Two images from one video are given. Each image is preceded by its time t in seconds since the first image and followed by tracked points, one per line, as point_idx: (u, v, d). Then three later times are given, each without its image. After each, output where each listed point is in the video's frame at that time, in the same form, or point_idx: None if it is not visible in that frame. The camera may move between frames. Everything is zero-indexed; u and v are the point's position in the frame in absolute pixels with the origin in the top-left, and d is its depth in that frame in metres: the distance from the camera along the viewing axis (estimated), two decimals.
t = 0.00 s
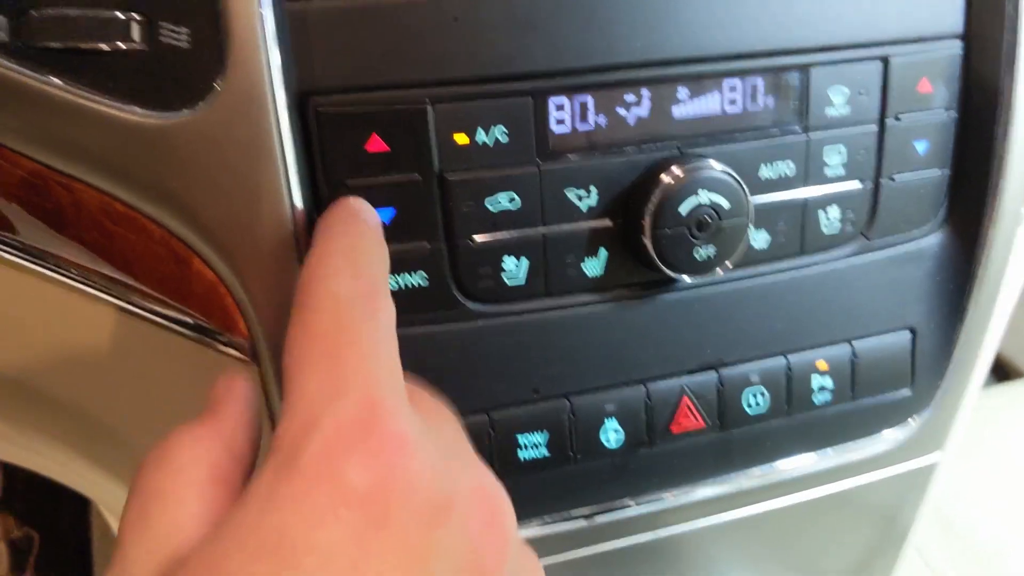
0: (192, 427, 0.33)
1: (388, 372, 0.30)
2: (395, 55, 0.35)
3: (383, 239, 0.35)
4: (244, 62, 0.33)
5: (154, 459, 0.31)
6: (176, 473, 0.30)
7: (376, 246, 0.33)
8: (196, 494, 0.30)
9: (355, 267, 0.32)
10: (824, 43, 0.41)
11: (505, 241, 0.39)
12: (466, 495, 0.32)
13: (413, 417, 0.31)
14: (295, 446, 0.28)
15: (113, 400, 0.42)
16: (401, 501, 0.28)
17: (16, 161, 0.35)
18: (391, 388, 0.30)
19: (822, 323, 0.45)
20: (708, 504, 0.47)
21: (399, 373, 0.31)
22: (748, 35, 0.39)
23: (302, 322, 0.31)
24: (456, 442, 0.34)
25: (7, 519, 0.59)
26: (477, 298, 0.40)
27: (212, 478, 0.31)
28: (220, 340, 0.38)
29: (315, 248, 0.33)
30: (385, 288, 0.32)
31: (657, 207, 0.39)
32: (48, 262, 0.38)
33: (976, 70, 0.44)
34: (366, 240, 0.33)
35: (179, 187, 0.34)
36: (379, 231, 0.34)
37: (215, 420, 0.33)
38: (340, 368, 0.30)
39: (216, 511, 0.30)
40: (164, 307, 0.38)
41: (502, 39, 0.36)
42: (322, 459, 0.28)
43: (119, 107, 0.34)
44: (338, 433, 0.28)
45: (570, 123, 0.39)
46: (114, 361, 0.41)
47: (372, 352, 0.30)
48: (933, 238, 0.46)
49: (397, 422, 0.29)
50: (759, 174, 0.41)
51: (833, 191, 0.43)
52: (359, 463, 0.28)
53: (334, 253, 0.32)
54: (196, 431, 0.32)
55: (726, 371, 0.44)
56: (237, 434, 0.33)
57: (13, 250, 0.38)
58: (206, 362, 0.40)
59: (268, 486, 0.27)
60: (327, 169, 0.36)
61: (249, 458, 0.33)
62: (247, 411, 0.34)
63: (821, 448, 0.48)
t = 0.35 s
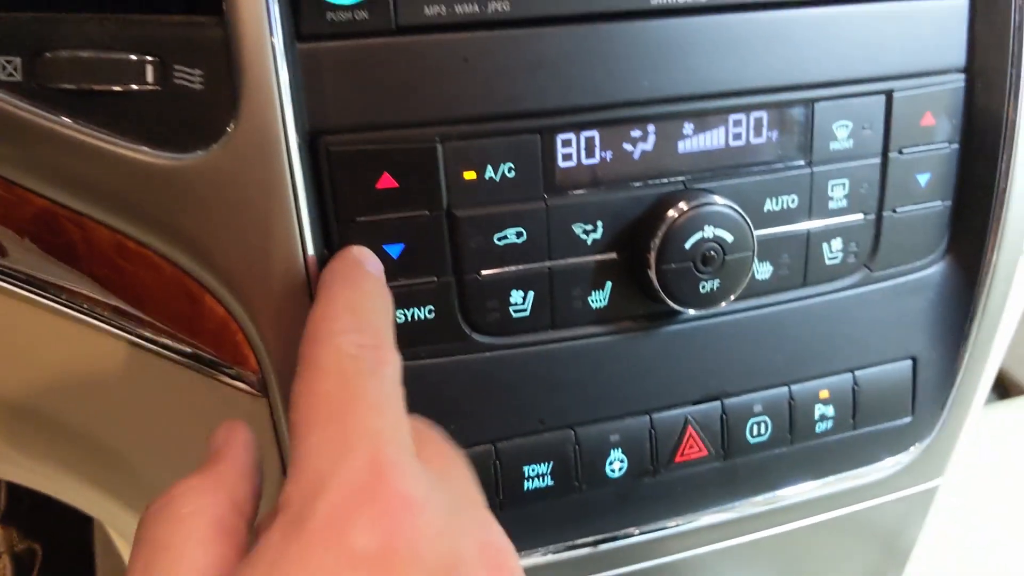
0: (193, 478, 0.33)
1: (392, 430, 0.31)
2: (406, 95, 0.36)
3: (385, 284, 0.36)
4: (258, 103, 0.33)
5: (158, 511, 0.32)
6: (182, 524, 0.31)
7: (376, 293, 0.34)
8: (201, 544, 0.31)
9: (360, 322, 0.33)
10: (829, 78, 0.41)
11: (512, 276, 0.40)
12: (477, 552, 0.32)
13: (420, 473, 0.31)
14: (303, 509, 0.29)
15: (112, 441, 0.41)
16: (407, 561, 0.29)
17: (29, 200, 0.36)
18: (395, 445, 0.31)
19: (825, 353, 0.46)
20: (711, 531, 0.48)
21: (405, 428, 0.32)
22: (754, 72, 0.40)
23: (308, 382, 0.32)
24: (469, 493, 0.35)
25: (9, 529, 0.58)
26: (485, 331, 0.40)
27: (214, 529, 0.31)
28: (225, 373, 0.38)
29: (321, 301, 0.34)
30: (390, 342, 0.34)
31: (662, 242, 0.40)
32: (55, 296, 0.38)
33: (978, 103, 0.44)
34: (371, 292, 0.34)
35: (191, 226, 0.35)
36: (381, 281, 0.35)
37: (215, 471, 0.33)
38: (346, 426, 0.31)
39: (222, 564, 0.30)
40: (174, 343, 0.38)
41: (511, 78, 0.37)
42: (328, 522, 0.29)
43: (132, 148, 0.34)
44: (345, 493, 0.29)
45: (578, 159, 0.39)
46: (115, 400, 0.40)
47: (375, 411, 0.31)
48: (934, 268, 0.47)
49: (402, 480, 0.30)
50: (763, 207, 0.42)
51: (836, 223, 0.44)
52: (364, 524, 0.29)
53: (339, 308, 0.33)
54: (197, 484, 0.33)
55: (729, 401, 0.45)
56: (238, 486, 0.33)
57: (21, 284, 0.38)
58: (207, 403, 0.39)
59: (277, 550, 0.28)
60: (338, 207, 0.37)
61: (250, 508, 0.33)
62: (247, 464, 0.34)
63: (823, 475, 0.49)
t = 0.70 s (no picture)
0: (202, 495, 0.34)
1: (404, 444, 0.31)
2: (406, 114, 0.36)
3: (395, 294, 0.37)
4: (259, 125, 0.34)
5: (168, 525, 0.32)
6: (191, 540, 0.31)
7: (385, 304, 0.35)
8: (212, 558, 0.31)
9: (369, 333, 0.34)
10: (826, 96, 0.42)
11: (511, 292, 0.40)
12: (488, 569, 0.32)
13: (430, 488, 0.31)
14: (314, 524, 0.29)
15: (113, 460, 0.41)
16: None
17: (31, 217, 0.36)
18: (407, 459, 0.31)
19: (821, 367, 0.46)
20: (709, 545, 0.48)
21: (415, 442, 0.32)
22: (751, 90, 0.40)
23: (318, 396, 0.32)
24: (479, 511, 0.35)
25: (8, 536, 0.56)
26: (484, 346, 0.40)
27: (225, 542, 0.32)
28: (220, 388, 0.38)
29: (332, 310, 0.35)
30: (399, 353, 0.34)
31: (660, 259, 0.40)
32: (53, 311, 0.38)
33: (973, 120, 0.45)
34: (378, 301, 0.35)
35: (192, 243, 0.35)
36: (391, 291, 0.36)
37: (225, 487, 0.34)
38: (357, 438, 0.31)
39: None
40: (173, 360, 0.38)
41: (510, 98, 0.37)
42: (339, 537, 0.29)
43: (133, 167, 0.34)
44: (357, 505, 0.29)
45: (575, 176, 0.40)
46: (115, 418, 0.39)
47: (386, 424, 0.31)
48: (930, 283, 0.47)
49: (414, 494, 0.30)
50: (759, 224, 0.42)
51: (832, 240, 0.44)
52: (376, 538, 0.29)
53: (349, 317, 0.34)
54: (205, 499, 0.33)
55: (726, 415, 0.45)
56: (246, 500, 0.34)
57: (16, 300, 0.38)
58: (207, 421, 0.39)
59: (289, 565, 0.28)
60: (337, 225, 0.37)
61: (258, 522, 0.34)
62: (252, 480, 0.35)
63: (819, 488, 0.49)
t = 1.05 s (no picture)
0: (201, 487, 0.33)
1: (412, 445, 0.31)
2: (407, 120, 0.36)
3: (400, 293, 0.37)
4: (260, 131, 0.34)
5: (164, 518, 0.32)
6: (190, 535, 0.31)
7: (393, 305, 0.35)
8: (210, 555, 0.30)
9: (379, 332, 0.33)
10: (828, 101, 0.41)
11: (513, 298, 0.40)
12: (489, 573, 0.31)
13: (437, 491, 0.31)
14: (320, 522, 0.28)
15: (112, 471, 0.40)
16: None
17: (31, 224, 0.36)
18: (414, 460, 0.30)
19: (822, 373, 0.46)
20: (710, 550, 0.48)
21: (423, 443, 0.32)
22: (753, 96, 0.40)
23: (326, 392, 0.31)
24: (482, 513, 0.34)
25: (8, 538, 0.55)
26: (485, 352, 0.40)
27: (222, 537, 0.31)
28: (220, 394, 0.38)
29: (341, 308, 0.34)
30: (408, 354, 0.34)
31: (661, 265, 0.40)
32: (49, 317, 0.37)
33: (975, 125, 0.44)
34: (387, 302, 0.35)
35: (192, 250, 0.35)
36: (398, 292, 0.36)
37: (223, 480, 0.34)
38: (366, 437, 0.30)
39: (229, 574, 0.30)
40: (173, 366, 0.38)
41: (511, 104, 0.37)
42: (344, 538, 0.28)
43: (134, 174, 0.34)
44: (364, 505, 0.29)
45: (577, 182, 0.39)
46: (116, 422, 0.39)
47: (395, 424, 0.31)
48: (931, 288, 0.47)
49: (420, 497, 0.30)
50: (761, 229, 0.42)
51: (834, 245, 0.44)
52: (382, 541, 0.28)
53: (359, 317, 0.34)
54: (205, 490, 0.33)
55: (727, 421, 0.45)
56: (243, 495, 0.33)
57: (12, 305, 0.37)
58: (208, 427, 0.39)
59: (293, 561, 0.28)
60: (338, 231, 0.37)
61: (255, 517, 0.33)
62: (251, 474, 0.34)
63: (820, 493, 0.49)
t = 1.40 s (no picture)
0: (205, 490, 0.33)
1: (415, 448, 0.31)
2: (408, 129, 0.36)
3: (403, 299, 0.37)
4: (261, 141, 0.34)
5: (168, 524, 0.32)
6: (192, 541, 0.31)
7: (396, 309, 0.35)
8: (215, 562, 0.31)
9: (382, 336, 0.34)
10: (827, 109, 0.42)
11: (513, 305, 0.40)
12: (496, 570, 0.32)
13: (442, 493, 0.31)
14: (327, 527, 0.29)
15: (116, 478, 0.41)
16: None
17: (32, 232, 0.36)
18: (419, 463, 0.31)
19: (821, 379, 0.46)
20: (710, 556, 0.48)
21: (428, 444, 0.32)
22: (753, 103, 0.40)
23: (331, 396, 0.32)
24: (492, 508, 0.35)
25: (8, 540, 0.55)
26: (485, 359, 0.40)
27: (224, 544, 0.31)
28: (220, 401, 0.38)
29: (344, 311, 0.34)
30: (411, 358, 0.34)
31: (661, 272, 0.40)
32: (51, 325, 0.37)
33: (974, 132, 0.45)
34: (390, 306, 0.35)
35: (194, 257, 0.35)
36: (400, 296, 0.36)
37: (228, 483, 0.34)
38: (371, 441, 0.31)
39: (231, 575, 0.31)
40: (174, 374, 0.38)
41: (512, 112, 0.37)
42: (351, 542, 0.29)
43: (136, 183, 0.34)
44: (370, 510, 0.29)
45: (577, 190, 0.40)
46: (115, 428, 0.39)
47: (399, 427, 0.31)
48: (931, 294, 0.47)
49: (426, 499, 0.30)
50: (761, 236, 0.43)
51: (833, 252, 0.44)
52: (388, 544, 0.29)
53: (361, 321, 0.34)
54: (208, 494, 0.33)
55: (727, 427, 0.45)
56: (247, 500, 0.34)
57: (14, 312, 0.37)
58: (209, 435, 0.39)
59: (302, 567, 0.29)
60: (339, 240, 0.37)
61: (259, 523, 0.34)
62: (257, 476, 0.35)
63: (819, 499, 0.49)
